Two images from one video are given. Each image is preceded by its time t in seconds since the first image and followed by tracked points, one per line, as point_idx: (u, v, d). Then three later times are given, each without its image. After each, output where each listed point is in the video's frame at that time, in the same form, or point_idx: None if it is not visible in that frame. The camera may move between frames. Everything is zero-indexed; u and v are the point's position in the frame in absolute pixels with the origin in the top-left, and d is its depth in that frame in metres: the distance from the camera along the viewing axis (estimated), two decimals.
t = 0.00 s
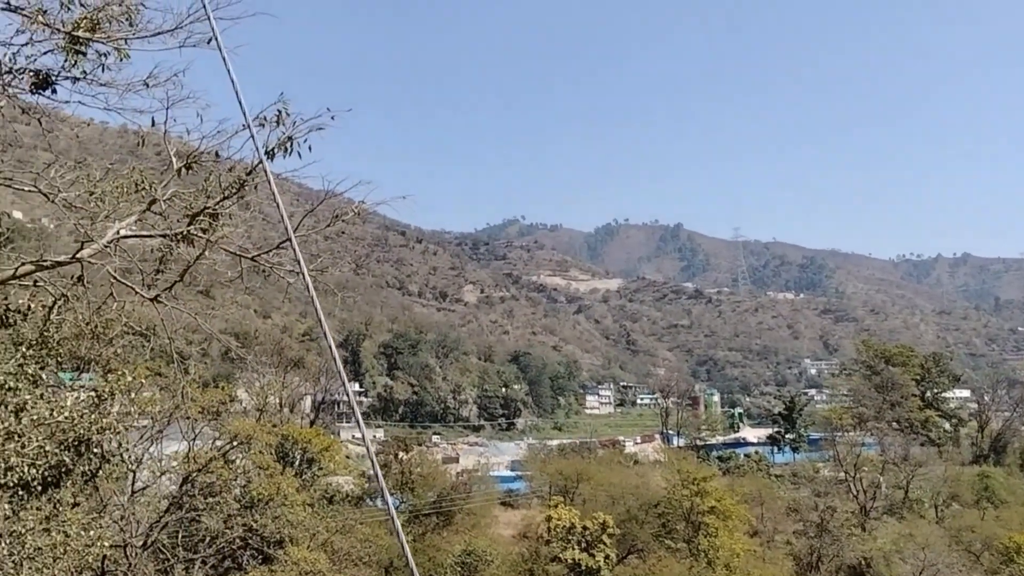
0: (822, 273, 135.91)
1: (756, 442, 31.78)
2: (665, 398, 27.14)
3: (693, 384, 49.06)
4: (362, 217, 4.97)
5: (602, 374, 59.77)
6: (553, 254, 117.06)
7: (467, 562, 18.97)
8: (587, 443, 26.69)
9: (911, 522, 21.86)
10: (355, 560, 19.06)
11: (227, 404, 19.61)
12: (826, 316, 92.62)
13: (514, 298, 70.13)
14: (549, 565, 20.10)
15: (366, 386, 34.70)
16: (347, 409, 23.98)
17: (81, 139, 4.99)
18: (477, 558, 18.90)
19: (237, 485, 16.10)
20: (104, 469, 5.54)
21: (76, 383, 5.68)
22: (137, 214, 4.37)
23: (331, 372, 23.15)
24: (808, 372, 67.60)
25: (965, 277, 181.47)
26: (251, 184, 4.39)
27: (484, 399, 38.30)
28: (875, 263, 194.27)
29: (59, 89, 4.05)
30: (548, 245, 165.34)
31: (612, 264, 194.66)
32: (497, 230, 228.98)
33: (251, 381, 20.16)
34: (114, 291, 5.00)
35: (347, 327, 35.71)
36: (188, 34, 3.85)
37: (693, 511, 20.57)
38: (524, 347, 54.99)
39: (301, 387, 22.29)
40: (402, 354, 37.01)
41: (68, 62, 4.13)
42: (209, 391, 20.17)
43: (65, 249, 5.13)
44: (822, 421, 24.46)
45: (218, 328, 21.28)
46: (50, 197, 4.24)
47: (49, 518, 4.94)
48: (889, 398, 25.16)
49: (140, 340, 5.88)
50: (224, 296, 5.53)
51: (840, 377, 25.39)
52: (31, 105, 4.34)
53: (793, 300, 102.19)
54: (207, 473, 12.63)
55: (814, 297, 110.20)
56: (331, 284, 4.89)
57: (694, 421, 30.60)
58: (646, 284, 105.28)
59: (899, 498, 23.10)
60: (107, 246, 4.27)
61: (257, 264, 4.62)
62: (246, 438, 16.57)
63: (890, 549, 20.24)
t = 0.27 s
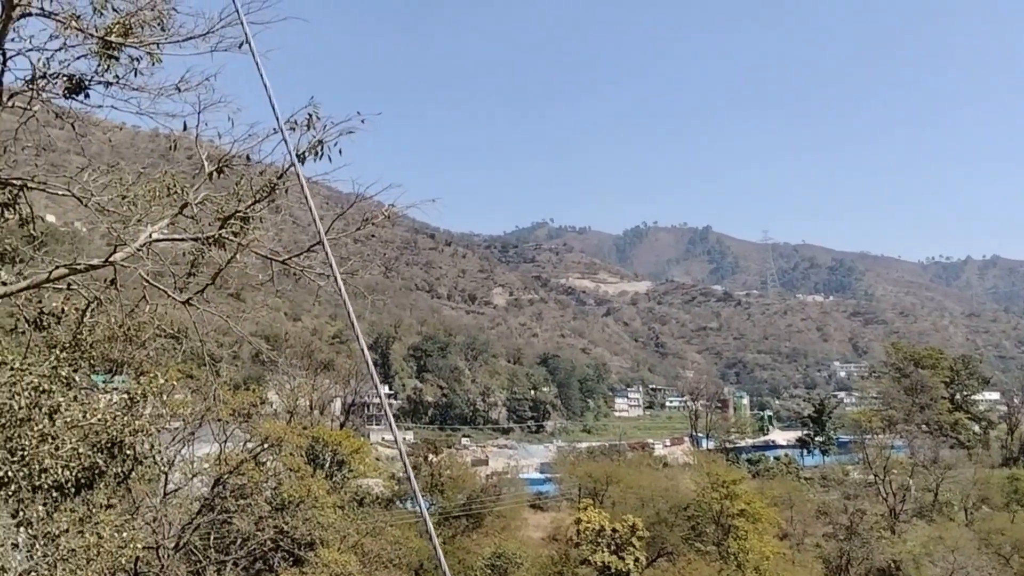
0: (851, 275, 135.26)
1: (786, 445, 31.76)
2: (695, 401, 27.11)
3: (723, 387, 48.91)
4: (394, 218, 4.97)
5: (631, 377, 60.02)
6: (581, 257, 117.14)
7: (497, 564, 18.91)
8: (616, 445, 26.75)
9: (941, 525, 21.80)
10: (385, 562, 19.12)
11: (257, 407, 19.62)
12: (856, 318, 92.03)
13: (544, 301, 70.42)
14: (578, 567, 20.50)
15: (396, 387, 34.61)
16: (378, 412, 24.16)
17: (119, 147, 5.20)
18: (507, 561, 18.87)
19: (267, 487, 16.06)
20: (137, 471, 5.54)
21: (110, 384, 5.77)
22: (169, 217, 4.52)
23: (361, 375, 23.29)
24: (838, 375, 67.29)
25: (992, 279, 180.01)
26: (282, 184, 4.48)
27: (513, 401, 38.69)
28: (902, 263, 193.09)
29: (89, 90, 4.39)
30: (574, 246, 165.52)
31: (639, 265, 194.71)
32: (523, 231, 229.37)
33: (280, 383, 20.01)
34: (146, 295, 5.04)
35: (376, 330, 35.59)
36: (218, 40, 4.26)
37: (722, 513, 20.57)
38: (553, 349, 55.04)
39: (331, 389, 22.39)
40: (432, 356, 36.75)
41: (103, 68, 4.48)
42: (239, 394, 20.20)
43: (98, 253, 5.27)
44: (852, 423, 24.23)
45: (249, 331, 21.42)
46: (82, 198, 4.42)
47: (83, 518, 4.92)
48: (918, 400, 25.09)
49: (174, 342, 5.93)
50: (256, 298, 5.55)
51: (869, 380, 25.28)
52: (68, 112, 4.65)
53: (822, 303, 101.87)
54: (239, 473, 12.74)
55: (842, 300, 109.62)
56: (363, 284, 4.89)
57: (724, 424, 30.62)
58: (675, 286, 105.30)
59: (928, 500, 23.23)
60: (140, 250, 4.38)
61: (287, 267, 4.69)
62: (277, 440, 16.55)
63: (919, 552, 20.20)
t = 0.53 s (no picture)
0: (862, 276, 134.94)
1: (797, 446, 31.79)
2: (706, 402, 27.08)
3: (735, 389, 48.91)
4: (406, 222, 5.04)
5: (642, 378, 60.05)
6: (592, 259, 117.17)
7: (508, 565, 18.96)
8: (627, 447, 26.78)
9: (954, 528, 21.79)
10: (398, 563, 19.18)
11: (270, 408, 19.68)
12: (868, 320, 91.80)
13: (555, 303, 70.52)
14: (591, 567, 20.64)
15: (407, 388, 34.90)
16: (390, 413, 24.29)
17: (131, 151, 5.29)
18: (519, 561, 18.88)
19: (280, 488, 16.02)
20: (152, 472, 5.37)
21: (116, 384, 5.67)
22: (183, 219, 4.63)
23: (373, 377, 23.41)
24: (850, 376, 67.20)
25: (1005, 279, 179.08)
26: (294, 189, 4.54)
27: (524, 403, 38.77)
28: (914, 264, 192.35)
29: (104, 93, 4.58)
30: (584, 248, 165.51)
31: (651, 267, 194.52)
32: (534, 233, 229.60)
33: (293, 385, 20.12)
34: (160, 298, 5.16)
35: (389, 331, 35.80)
36: (231, 42, 4.49)
37: (733, 515, 20.70)
38: (564, 351, 55.12)
39: (343, 391, 22.44)
40: (444, 359, 37.03)
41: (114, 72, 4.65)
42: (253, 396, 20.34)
43: (113, 258, 5.42)
44: (864, 424, 24.08)
45: (262, 333, 21.44)
46: (96, 202, 4.50)
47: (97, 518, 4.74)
48: (931, 402, 24.95)
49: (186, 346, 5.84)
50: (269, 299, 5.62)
51: (882, 381, 25.11)
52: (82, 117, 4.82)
53: (834, 305, 101.57)
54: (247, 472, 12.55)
55: (854, 301, 109.37)
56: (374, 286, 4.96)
57: (734, 425, 30.65)
58: (688, 288, 105.20)
59: (941, 502, 23.30)
60: (154, 253, 4.50)
61: (300, 268, 4.82)
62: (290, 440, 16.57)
63: (932, 554, 20.18)
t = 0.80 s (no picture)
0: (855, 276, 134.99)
1: (789, 446, 31.85)
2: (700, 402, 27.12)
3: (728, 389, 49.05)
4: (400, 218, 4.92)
5: (634, 378, 60.11)
6: (586, 259, 117.13)
7: (501, 565, 19.00)
8: (620, 446, 26.89)
9: (949, 529, 21.80)
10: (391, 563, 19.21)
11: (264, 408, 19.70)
12: (861, 320, 91.86)
13: (548, 302, 70.60)
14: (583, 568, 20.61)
15: (402, 388, 34.51)
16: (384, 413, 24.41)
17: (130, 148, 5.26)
18: (512, 561, 18.89)
19: (274, 488, 15.99)
20: (146, 470, 5.49)
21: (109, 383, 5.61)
22: (177, 219, 4.58)
23: (367, 376, 23.57)
24: (842, 376, 67.28)
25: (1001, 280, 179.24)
26: (287, 189, 4.48)
27: (518, 403, 38.81)
28: (907, 265, 192.58)
29: (97, 93, 4.62)
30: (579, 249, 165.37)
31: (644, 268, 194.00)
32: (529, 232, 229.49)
33: (287, 384, 20.30)
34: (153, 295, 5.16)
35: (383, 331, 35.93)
36: (223, 43, 4.55)
37: (726, 515, 20.63)
38: (557, 351, 55.21)
39: (338, 390, 22.62)
40: (438, 358, 36.68)
41: (109, 71, 4.68)
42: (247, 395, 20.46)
43: (109, 257, 5.42)
44: (857, 425, 24.14)
45: (256, 333, 21.47)
46: (91, 202, 4.51)
47: (91, 516, 4.83)
48: (925, 403, 24.98)
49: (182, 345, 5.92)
50: (264, 295, 5.56)
51: (876, 382, 25.09)
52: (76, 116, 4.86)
53: (827, 305, 101.65)
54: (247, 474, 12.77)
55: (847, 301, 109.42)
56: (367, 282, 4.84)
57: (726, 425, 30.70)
58: (679, 288, 105.32)
59: (936, 504, 23.05)
60: (147, 252, 4.46)
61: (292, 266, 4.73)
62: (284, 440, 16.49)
63: (927, 556, 20.08)
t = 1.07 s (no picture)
0: (831, 277, 135.20)
1: (762, 445, 31.78)
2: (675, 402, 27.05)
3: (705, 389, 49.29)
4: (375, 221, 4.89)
5: (610, 377, 60.18)
6: (561, 258, 117.17)
7: (477, 564, 18.97)
8: (595, 446, 26.87)
9: (927, 530, 21.79)
10: (368, 562, 19.26)
11: (239, 406, 19.71)
12: (838, 320, 92.00)
13: (525, 303, 70.62)
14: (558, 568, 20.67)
15: (379, 388, 34.98)
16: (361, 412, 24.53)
17: (107, 152, 5.05)
18: (488, 560, 18.92)
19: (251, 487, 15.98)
20: (124, 474, 5.22)
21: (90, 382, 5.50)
22: (153, 219, 4.47)
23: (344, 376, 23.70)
24: (816, 377, 67.17)
25: (984, 282, 179.85)
26: (262, 189, 4.40)
27: (495, 403, 38.81)
28: (886, 265, 192.79)
29: (76, 95, 4.37)
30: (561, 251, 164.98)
31: (621, 268, 192.91)
32: (509, 233, 229.64)
33: (265, 383, 20.48)
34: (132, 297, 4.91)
35: (360, 331, 36.00)
36: (203, 47, 4.37)
37: (702, 515, 20.62)
38: (534, 350, 55.38)
39: (314, 389, 22.84)
40: (415, 358, 37.05)
41: (88, 73, 4.42)
42: (224, 395, 20.50)
43: (83, 256, 5.18)
44: (833, 425, 24.09)
45: (233, 332, 21.80)
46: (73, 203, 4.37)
47: (69, 516, 4.59)
48: (902, 403, 24.92)
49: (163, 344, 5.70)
50: (240, 296, 5.40)
51: (853, 381, 25.01)
52: (55, 118, 4.60)
53: (803, 305, 101.82)
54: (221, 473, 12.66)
55: (822, 301, 109.59)
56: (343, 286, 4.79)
57: (702, 423, 30.71)
58: (655, 288, 105.38)
59: (914, 506, 23.01)
60: (123, 252, 4.34)
61: (269, 267, 4.65)
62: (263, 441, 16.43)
63: (904, 558, 20.17)
